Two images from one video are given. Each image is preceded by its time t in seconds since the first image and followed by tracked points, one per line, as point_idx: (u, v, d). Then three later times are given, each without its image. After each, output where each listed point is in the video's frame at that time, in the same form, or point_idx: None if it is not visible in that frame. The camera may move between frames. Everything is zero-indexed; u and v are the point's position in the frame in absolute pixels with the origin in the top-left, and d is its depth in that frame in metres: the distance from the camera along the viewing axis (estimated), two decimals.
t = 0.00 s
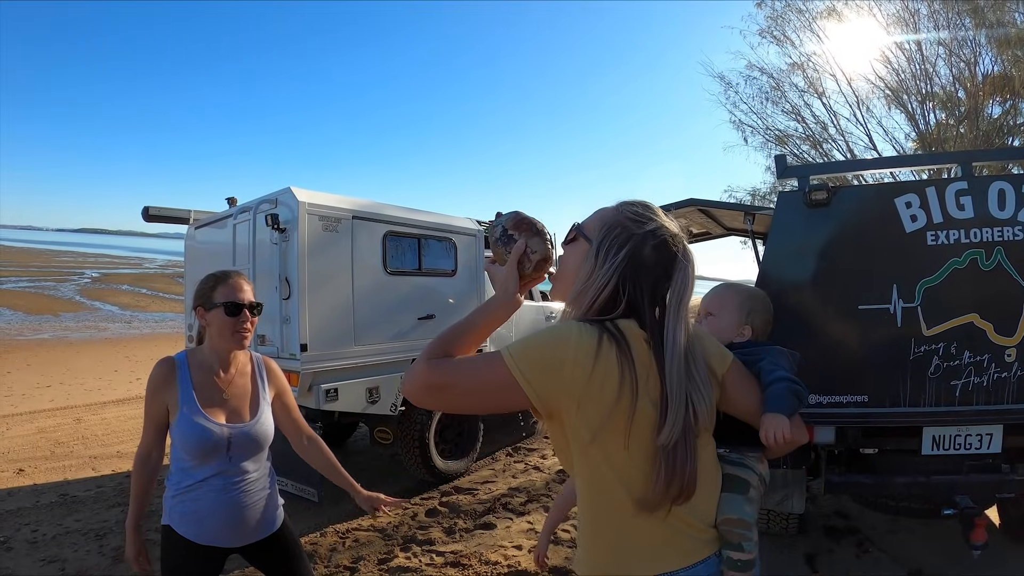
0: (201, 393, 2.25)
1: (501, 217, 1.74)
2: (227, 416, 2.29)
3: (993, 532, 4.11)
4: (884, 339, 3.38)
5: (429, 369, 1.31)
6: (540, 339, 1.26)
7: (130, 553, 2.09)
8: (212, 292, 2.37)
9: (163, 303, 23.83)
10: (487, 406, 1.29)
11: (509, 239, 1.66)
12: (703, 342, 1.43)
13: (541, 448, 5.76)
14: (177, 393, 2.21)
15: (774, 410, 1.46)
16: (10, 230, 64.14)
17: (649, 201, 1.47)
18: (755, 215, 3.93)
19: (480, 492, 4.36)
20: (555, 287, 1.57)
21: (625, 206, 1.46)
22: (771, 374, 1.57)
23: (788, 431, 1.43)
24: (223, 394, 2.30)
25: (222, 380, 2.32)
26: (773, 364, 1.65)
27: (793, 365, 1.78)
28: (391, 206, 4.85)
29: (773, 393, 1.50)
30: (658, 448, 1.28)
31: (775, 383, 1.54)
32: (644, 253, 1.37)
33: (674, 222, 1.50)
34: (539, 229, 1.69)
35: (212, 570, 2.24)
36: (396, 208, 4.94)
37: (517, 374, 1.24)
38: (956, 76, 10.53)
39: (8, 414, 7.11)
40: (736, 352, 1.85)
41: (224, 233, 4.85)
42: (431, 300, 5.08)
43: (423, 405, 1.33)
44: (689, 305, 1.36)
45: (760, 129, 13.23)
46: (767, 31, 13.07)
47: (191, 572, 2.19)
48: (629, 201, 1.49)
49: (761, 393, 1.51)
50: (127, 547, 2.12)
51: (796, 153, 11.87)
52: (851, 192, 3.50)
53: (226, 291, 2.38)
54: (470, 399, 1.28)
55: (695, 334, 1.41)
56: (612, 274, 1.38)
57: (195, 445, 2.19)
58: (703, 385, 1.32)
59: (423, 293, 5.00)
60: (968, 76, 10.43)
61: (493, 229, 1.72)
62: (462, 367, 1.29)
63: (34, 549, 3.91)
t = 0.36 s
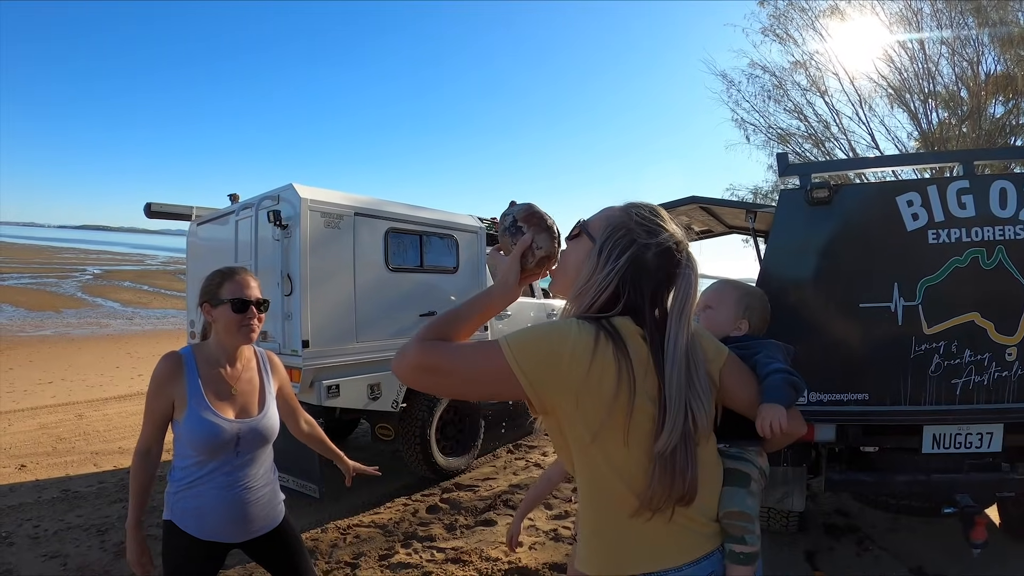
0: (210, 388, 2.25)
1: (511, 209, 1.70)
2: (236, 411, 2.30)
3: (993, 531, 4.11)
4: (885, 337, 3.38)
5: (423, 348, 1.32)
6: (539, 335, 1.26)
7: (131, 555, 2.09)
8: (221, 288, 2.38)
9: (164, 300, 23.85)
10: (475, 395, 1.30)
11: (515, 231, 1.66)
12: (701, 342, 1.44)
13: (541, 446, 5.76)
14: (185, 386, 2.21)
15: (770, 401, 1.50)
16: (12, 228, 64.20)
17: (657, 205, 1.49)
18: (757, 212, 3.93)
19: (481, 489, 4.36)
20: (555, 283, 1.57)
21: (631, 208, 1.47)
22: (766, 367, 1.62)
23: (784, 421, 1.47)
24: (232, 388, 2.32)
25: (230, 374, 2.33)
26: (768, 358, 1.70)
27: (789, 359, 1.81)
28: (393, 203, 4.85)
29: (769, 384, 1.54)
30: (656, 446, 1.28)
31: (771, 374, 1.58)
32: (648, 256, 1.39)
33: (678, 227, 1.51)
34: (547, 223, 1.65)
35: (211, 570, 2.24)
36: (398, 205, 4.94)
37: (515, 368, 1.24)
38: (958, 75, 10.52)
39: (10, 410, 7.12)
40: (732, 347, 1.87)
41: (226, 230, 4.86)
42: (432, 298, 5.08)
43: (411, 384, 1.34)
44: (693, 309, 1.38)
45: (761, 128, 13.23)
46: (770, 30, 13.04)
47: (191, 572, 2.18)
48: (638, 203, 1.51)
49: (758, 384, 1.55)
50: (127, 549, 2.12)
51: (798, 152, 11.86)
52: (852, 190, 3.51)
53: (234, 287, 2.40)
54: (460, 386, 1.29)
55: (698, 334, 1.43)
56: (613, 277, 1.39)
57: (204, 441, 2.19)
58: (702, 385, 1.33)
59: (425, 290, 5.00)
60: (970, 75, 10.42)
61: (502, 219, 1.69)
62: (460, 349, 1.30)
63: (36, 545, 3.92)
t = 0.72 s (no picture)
0: (212, 382, 2.26)
1: (525, 203, 1.70)
2: (239, 405, 2.31)
3: (993, 528, 4.12)
4: (885, 334, 3.39)
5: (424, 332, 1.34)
6: (538, 330, 1.26)
7: (129, 553, 2.09)
8: (223, 284, 2.39)
9: (164, 297, 23.84)
10: (473, 383, 1.31)
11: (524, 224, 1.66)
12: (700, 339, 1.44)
13: (541, 444, 5.76)
14: (188, 381, 2.21)
15: (769, 397, 1.51)
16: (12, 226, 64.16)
17: (663, 206, 1.49)
18: (757, 210, 3.93)
19: (481, 486, 4.37)
20: (557, 278, 1.58)
21: (636, 208, 1.47)
22: (767, 364, 1.63)
23: (783, 416, 1.48)
24: (235, 383, 2.32)
25: (233, 369, 2.33)
26: (768, 354, 1.71)
27: (790, 355, 1.81)
28: (393, 200, 4.85)
29: (769, 381, 1.55)
30: (653, 443, 1.29)
31: (771, 370, 1.59)
32: (650, 256, 1.39)
33: (683, 229, 1.51)
34: (556, 219, 1.65)
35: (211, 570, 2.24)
36: (398, 203, 4.94)
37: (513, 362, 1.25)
38: (959, 73, 10.51)
39: (10, 407, 7.12)
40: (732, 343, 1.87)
41: (226, 227, 4.86)
42: (433, 295, 5.08)
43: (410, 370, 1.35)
44: (693, 309, 1.38)
45: (762, 125, 13.22)
46: (771, 27, 13.03)
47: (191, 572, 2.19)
48: (643, 203, 1.51)
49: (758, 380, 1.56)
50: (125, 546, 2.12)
51: (798, 150, 11.85)
52: (853, 188, 3.51)
53: (236, 283, 2.40)
54: (457, 374, 1.30)
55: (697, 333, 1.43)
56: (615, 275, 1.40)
57: (207, 435, 2.20)
58: (701, 384, 1.33)
59: (425, 288, 5.01)
60: (971, 73, 10.41)
61: (513, 212, 1.69)
62: (460, 337, 1.31)
63: (36, 542, 3.92)
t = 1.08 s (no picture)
0: (210, 388, 2.26)
1: (538, 204, 1.62)
2: (236, 410, 2.30)
3: (993, 531, 4.11)
4: (884, 338, 3.39)
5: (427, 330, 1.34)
6: (538, 331, 1.27)
7: (133, 553, 2.08)
8: (223, 289, 2.39)
9: (163, 300, 23.83)
10: (472, 380, 1.32)
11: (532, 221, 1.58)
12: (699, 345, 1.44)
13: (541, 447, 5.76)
14: (186, 387, 2.21)
15: (768, 397, 1.51)
16: (11, 229, 64.17)
17: (666, 217, 1.50)
18: (756, 214, 3.93)
19: (481, 490, 4.36)
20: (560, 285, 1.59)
21: (639, 218, 1.47)
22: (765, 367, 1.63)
23: (782, 416, 1.48)
24: (232, 388, 2.32)
25: (231, 375, 2.33)
26: (767, 357, 1.71)
27: (789, 360, 1.81)
28: (392, 205, 4.85)
29: (767, 382, 1.55)
30: (652, 446, 1.29)
31: (769, 372, 1.60)
32: (652, 266, 1.39)
33: (685, 240, 1.51)
34: (567, 220, 1.59)
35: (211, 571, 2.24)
36: (397, 207, 4.94)
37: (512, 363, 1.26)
38: (957, 76, 10.53)
39: (9, 412, 7.12)
40: (732, 348, 1.88)
41: (225, 232, 4.86)
42: (432, 299, 5.09)
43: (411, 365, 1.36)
44: (693, 320, 1.38)
45: (760, 128, 13.24)
46: (769, 31, 13.05)
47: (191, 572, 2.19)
48: (646, 213, 1.52)
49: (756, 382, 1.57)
50: (128, 547, 2.11)
51: (796, 153, 11.87)
52: (851, 191, 3.51)
53: (236, 288, 2.41)
54: (458, 373, 1.30)
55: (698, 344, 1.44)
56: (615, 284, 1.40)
57: (205, 441, 2.20)
58: (702, 389, 1.33)
59: (425, 292, 5.01)
60: (969, 75, 10.43)
61: (524, 211, 1.63)
62: (461, 335, 1.32)
63: (36, 547, 3.92)
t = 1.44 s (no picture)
0: (208, 392, 2.26)
1: (524, 218, 1.64)
2: (234, 415, 2.30)
3: (992, 530, 4.11)
4: (883, 337, 3.39)
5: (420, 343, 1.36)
6: (528, 338, 1.27)
7: (125, 552, 2.09)
8: (222, 292, 2.38)
9: (162, 302, 23.80)
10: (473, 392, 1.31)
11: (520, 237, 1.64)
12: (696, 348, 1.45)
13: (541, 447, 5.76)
14: (183, 390, 2.21)
15: (764, 396, 1.52)
16: (10, 231, 64.10)
17: (645, 215, 1.50)
18: (754, 214, 3.94)
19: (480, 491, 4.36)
20: (550, 295, 1.58)
21: (618, 220, 1.48)
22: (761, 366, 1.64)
23: (779, 415, 1.49)
24: (231, 394, 2.32)
25: (228, 379, 2.33)
26: (765, 356, 1.72)
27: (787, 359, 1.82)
28: (390, 206, 4.85)
29: (764, 382, 1.56)
30: (650, 447, 1.29)
31: (766, 372, 1.60)
32: (634, 266, 1.39)
33: (666, 236, 1.51)
34: (553, 231, 1.59)
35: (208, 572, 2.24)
36: (396, 208, 4.94)
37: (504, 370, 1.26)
38: (954, 76, 10.54)
39: (8, 415, 7.11)
40: (730, 347, 1.87)
41: (224, 234, 4.86)
42: (431, 300, 5.08)
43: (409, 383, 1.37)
44: (683, 317, 1.36)
45: (759, 128, 13.25)
46: (766, 31, 13.06)
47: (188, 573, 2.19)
48: (625, 215, 1.52)
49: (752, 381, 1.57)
50: (123, 546, 2.12)
51: (795, 153, 11.88)
52: (850, 191, 3.51)
53: (235, 291, 2.39)
54: (458, 385, 1.30)
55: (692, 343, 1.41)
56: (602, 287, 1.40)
57: (201, 445, 2.19)
58: (696, 388, 1.33)
59: (423, 293, 5.00)
60: (967, 75, 10.45)
61: (513, 226, 1.65)
62: (457, 349, 1.32)
63: (35, 549, 3.92)
